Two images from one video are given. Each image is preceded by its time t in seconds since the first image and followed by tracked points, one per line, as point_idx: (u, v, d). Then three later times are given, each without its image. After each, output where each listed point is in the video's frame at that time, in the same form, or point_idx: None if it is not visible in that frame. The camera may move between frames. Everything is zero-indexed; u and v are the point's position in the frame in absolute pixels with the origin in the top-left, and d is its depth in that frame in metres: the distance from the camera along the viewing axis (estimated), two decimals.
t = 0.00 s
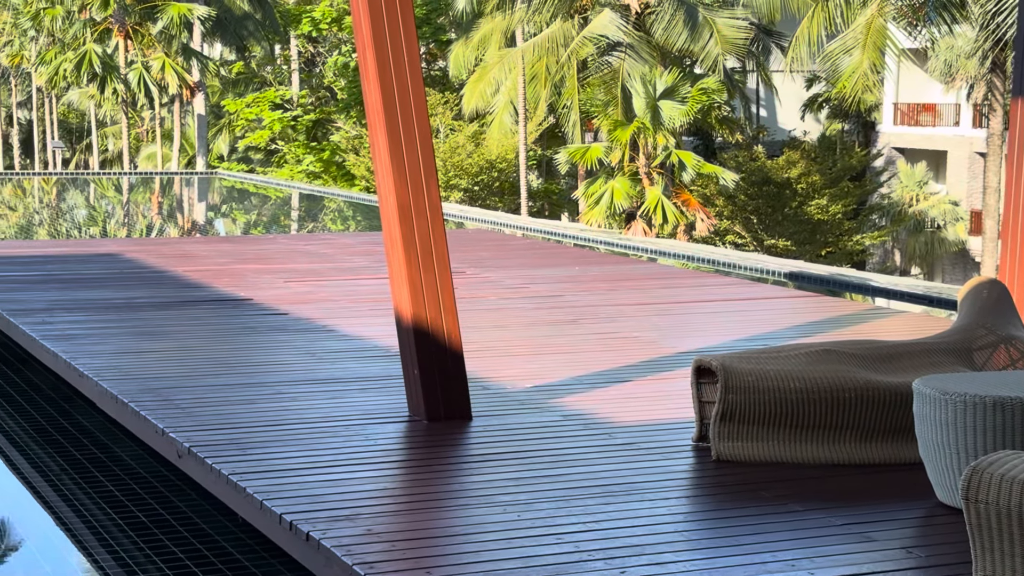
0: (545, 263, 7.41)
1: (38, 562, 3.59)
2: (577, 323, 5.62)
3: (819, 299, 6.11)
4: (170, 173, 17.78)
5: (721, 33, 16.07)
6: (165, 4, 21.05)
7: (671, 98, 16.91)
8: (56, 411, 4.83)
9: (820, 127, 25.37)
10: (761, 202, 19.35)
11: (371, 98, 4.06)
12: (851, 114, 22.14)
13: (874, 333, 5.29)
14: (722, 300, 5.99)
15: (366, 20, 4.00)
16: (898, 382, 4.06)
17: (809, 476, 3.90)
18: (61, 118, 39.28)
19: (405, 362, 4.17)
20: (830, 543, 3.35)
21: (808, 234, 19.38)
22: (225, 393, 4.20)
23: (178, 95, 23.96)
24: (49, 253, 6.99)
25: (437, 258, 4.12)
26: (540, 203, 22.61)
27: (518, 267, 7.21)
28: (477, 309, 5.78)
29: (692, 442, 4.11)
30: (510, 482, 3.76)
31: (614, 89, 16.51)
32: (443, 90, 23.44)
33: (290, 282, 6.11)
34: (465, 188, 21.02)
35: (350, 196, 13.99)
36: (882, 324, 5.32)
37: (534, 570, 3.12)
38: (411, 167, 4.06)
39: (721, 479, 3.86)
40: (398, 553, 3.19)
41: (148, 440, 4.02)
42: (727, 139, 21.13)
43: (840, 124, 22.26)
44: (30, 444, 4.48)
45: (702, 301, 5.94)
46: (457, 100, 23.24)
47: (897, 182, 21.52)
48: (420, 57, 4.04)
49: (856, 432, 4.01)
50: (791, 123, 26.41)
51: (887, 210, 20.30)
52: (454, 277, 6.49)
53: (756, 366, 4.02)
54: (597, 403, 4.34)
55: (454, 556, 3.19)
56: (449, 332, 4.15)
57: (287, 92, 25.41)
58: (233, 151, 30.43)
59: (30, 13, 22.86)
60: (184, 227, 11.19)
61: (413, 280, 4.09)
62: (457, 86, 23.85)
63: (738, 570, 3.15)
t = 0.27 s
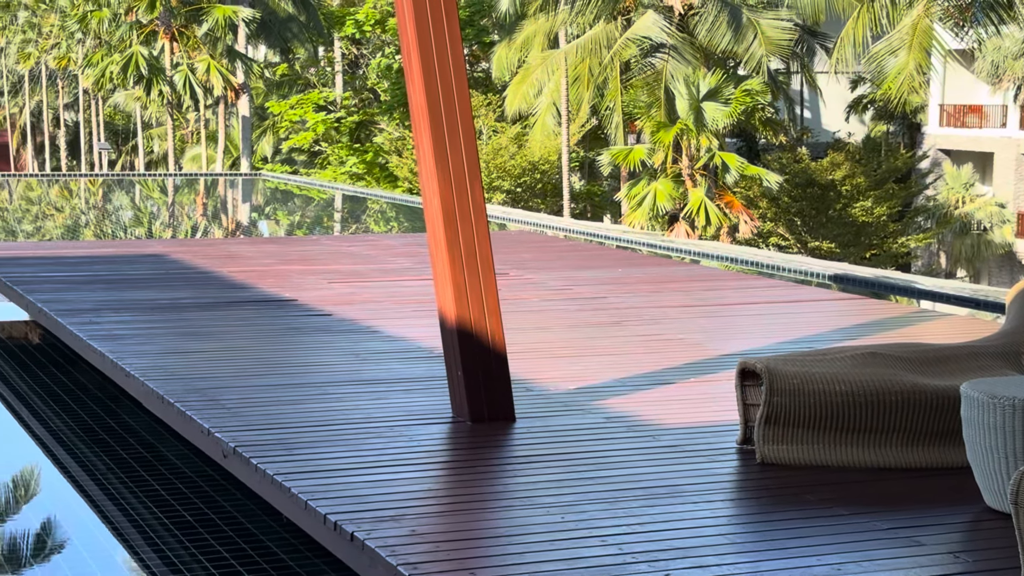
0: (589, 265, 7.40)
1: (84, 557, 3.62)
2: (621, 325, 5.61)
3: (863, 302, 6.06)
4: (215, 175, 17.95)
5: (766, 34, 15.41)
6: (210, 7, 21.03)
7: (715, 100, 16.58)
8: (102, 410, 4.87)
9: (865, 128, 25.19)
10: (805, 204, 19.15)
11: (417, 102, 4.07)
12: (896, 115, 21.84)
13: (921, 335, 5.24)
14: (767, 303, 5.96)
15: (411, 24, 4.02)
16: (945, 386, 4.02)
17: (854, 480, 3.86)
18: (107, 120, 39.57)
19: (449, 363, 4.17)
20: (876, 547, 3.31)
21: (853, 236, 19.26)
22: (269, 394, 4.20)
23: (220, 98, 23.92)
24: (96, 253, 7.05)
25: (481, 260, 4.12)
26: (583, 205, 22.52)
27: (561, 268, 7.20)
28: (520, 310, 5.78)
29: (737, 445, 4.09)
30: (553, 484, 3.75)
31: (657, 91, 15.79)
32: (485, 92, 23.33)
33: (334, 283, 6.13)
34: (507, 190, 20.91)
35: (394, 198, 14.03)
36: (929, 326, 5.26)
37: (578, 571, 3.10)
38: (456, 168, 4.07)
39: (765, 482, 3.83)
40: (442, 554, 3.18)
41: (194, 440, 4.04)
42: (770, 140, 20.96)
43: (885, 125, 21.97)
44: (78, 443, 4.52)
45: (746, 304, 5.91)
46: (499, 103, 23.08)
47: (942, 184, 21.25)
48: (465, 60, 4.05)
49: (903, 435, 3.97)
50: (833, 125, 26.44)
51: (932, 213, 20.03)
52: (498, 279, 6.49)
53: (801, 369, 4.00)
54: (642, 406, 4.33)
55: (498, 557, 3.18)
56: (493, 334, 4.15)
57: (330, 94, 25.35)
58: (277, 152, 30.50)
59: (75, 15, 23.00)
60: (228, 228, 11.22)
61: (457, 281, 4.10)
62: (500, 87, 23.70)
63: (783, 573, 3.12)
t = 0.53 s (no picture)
0: (632, 268, 7.39)
1: (127, 554, 3.63)
2: (664, 328, 5.60)
3: (909, 305, 6.01)
4: (258, 178, 18.14)
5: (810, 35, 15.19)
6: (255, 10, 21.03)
7: (758, 102, 15.39)
8: (147, 411, 4.91)
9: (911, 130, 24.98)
10: (849, 206, 18.97)
11: (461, 105, 4.09)
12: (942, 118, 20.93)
13: (968, 339, 5.19)
14: (812, 306, 5.92)
15: (455, 27, 4.03)
16: (992, 391, 3.99)
17: (899, 484, 3.83)
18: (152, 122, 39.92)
19: (492, 365, 4.17)
20: (922, 552, 3.28)
21: (898, 240, 18.92)
22: (312, 396, 4.22)
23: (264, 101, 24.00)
24: (142, 254, 7.12)
25: (524, 262, 4.13)
26: (625, 207, 22.58)
27: (604, 271, 7.20)
28: (563, 312, 5.78)
29: (781, 449, 4.07)
30: (596, 487, 3.73)
31: (700, 93, 15.59)
32: (528, 94, 23.25)
33: (377, 285, 6.15)
34: (549, 193, 20.83)
35: (436, 201, 14.08)
36: (976, 331, 5.21)
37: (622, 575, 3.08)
38: (500, 170, 4.08)
39: (809, 486, 3.80)
40: (485, 556, 3.17)
41: (238, 441, 4.05)
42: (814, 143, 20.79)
43: (930, 128, 21.10)
44: (123, 443, 4.55)
45: (791, 307, 5.87)
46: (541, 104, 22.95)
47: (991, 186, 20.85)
48: (509, 63, 4.06)
49: (949, 440, 3.94)
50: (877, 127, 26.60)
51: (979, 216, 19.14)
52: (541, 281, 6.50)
53: (845, 372, 3.98)
54: (685, 409, 4.32)
55: (542, 560, 3.16)
56: (536, 337, 4.15)
57: (374, 97, 25.33)
58: (320, 155, 30.55)
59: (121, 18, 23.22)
60: (272, 230, 11.28)
61: (500, 283, 4.11)
62: (542, 90, 23.59)
63: None
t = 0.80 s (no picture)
0: (675, 271, 7.38)
1: (170, 553, 3.65)
2: (707, 332, 5.59)
3: (955, 311, 5.95)
4: (301, 181, 18.35)
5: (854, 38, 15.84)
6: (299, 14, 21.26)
7: (802, 106, 15.95)
8: (191, 412, 4.94)
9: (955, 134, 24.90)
10: (892, 210, 18.94)
11: (504, 109, 4.09)
12: (988, 120, 20.61)
13: (1014, 345, 5.13)
14: (856, 311, 5.88)
15: (499, 31, 4.03)
16: None
17: (945, 490, 3.79)
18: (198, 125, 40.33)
19: (534, 369, 4.17)
20: (970, 560, 3.22)
21: (942, 244, 18.69)
22: (355, 399, 4.23)
23: (308, 104, 24.19)
24: (186, 257, 7.17)
25: (567, 266, 4.13)
26: (666, 211, 22.67)
27: (646, 274, 7.19)
28: (605, 316, 5.78)
29: (825, 453, 4.04)
30: (638, 491, 3.71)
31: (743, 97, 16.20)
32: (569, 98, 23.35)
33: (420, 288, 6.16)
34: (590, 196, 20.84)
35: (478, 205, 14.16)
36: None
37: None
38: (543, 175, 4.08)
39: (853, 492, 3.77)
40: (528, 559, 3.14)
41: (281, 443, 4.06)
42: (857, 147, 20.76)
43: (975, 131, 20.83)
44: (166, 444, 4.58)
45: (835, 311, 5.84)
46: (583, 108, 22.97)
47: None
48: (552, 67, 4.06)
49: (995, 447, 3.90)
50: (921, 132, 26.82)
51: None
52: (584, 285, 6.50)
53: (890, 378, 3.95)
54: (729, 413, 4.30)
55: (584, 563, 3.13)
56: (579, 341, 4.15)
57: (416, 100, 25.44)
58: (363, 158, 30.67)
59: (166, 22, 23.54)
60: (314, 233, 11.34)
61: (543, 288, 4.11)
62: (584, 94, 23.63)
63: None
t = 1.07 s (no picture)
0: (716, 276, 7.35)
1: (212, 555, 3.66)
2: (750, 337, 5.57)
3: (1001, 317, 5.89)
4: (342, 185, 18.48)
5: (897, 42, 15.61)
6: (340, 19, 21.40)
7: (844, 111, 15.27)
8: (233, 415, 4.97)
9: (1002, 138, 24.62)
10: (937, 215, 18.72)
11: (547, 114, 4.09)
12: None
13: None
14: (900, 317, 5.84)
15: (542, 37, 4.04)
16: None
17: (991, 497, 3.74)
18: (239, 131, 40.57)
19: (576, 375, 4.17)
20: (1016, 567, 3.16)
21: (987, 248, 18.63)
22: (396, 402, 4.23)
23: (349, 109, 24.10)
24: (230, 260, 7.22)
25: (609, 271, 4.12)
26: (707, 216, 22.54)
27: (687, 279, 7.17)
28: (647, 321, 5.78)
29: (869, 461, 4.01)
30: (680, 497, 3.68)
31: (785, 101, 15.74)
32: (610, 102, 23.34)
33: (462, 292, 6.18)
34: (632, 201, 20.72)
35: (518, 209, 14.19)
36: None
37: None
38: (585, 180, 4.08)
39: (898, 499, 3.72)
40: (569, 564, 3.12)
41: (323, 446, 4.07)
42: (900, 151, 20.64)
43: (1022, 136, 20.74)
44: (209, 447, 4.60)
45: (878, 317, 5.80)
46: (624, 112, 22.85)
47: None
48: (595, 73, 4.06)
49: None
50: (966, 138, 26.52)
51: None
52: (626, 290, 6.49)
53: (935, 385, 3.92)
54: (772, 420, 4.28)
55: (626, 568, 3.11)
56: (620, 346, 4.14)
57: (457, 105, 25.44)
58: (404, 162, 30.70)
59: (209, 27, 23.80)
60: (356, 237, 11.38)
61: (584, 293, 4.11)
62: (625, 98, 23.54)
63: None
